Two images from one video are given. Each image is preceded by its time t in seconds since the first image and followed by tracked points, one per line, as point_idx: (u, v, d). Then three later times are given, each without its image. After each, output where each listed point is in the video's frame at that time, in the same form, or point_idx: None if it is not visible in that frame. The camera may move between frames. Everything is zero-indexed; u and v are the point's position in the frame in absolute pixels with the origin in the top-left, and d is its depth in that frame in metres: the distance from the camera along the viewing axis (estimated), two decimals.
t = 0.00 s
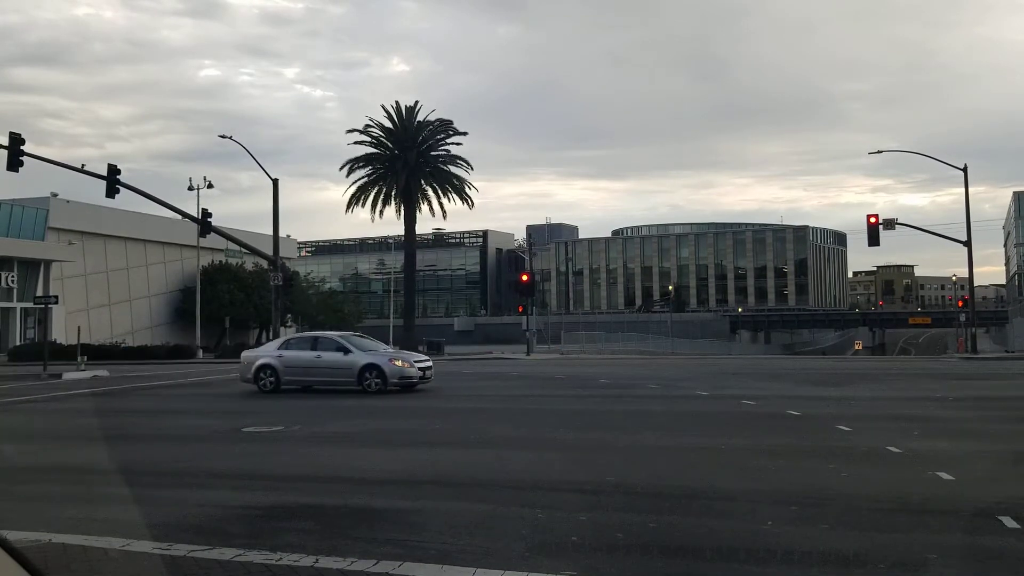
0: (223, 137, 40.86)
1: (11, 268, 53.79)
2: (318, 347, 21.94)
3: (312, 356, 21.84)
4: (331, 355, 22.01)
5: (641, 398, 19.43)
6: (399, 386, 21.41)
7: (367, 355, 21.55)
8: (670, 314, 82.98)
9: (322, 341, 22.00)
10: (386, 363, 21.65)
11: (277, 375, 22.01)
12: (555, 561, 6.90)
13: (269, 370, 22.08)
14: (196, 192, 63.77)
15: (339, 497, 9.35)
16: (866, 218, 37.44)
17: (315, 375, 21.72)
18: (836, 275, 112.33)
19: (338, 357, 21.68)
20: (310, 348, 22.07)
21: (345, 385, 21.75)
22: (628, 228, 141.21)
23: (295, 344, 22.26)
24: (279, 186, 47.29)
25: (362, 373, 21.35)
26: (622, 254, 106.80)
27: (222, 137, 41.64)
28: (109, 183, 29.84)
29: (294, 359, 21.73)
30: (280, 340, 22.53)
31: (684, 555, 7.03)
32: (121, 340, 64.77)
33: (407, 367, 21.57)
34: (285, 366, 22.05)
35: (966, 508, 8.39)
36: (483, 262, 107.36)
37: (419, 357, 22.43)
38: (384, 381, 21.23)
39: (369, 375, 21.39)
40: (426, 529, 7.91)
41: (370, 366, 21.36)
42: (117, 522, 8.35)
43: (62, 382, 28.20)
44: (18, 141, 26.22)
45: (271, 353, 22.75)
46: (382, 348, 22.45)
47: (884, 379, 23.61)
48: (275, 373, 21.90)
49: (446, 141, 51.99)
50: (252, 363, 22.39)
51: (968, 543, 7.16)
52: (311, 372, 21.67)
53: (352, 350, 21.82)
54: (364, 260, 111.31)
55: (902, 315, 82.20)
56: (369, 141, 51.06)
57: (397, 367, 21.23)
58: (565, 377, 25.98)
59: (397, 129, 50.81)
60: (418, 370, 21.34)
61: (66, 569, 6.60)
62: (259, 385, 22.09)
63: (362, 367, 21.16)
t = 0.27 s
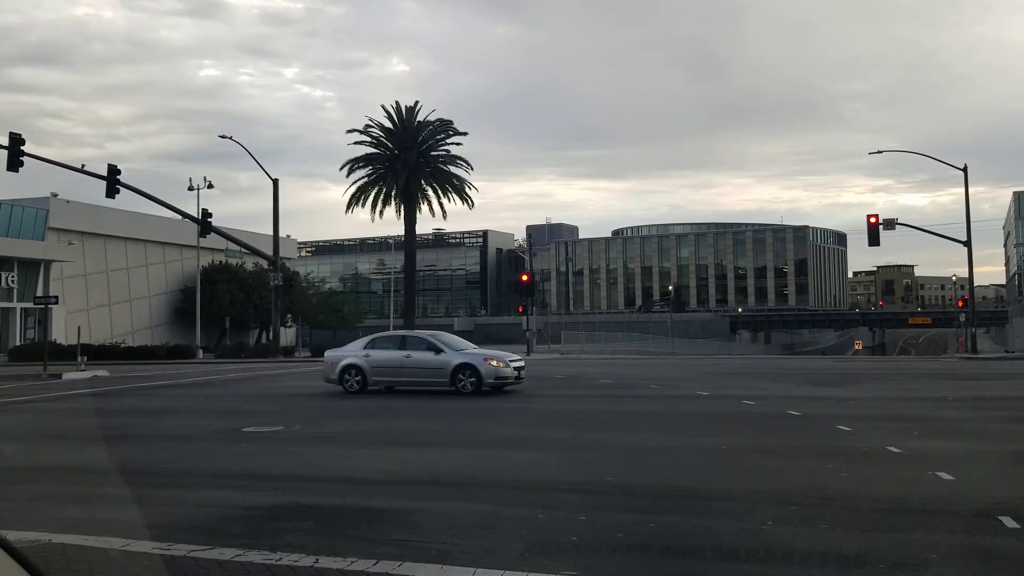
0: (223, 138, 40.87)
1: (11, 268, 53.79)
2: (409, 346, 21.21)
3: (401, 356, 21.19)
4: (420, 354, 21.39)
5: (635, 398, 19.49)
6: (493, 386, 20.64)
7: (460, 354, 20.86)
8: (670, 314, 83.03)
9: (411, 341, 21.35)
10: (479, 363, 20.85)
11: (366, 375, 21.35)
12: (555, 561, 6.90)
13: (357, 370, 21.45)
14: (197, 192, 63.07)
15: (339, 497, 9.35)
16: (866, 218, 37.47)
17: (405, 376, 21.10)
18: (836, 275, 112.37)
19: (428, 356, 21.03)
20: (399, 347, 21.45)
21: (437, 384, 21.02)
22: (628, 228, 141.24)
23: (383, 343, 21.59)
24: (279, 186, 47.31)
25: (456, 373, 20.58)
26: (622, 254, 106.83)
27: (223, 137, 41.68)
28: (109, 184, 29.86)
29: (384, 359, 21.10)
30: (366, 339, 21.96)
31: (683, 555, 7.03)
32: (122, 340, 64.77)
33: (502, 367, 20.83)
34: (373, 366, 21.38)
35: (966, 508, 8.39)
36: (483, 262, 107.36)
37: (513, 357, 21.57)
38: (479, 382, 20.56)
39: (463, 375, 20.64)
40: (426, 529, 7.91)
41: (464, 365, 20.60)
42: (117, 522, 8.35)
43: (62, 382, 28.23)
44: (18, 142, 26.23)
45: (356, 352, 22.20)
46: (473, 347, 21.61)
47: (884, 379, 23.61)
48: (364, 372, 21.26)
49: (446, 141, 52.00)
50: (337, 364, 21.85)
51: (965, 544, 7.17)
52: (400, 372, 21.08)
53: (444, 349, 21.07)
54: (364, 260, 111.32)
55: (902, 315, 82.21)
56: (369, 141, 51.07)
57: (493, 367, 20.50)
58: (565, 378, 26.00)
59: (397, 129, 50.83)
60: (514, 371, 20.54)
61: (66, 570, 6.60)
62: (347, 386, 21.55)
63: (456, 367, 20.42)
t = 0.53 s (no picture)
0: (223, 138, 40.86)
1: (11, 268, 53.78)
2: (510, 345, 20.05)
3: (503, 356, 20.00)
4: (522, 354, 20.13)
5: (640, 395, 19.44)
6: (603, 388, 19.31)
7: (567, 355, 19.55)
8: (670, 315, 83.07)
9: (514, 340, 20.15)
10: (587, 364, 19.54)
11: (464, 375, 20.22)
12: (556, 561, 6.90)
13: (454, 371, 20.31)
14: (196, 192, 64.61)
15: (339, 497, 9.35)
16: (866, 218, 37.49)
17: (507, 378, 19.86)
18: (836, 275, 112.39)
19: (532, 356, 19.77)
20: (499, 347, 20.27)
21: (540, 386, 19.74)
22: (628, 228, 141.27)
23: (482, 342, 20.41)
24: (279, 186, 47.33)
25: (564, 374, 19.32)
26: (622, 254, 106.86)
27: (223, 137, 41.76)
28: (109, 184, 29.86)
29: (484, 359, 19.89)
30: (463, 338, 20.82)
31: (683, 555, 7.03)
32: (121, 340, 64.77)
33: (613, 369, 19.41)
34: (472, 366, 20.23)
35: (966, 508, 8.38)
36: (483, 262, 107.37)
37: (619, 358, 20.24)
38: (589, 384, 19.17)
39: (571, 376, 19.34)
40: (425, 529, 7.90)
41: (572, 365, 19.33)
42: (118, 522, 8.35)
43: (62, 382, 28.26)
44: (18, 142, 26.23)
45: (452, 352, 21.05)
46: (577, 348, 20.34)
47: (884, 379, 23.60)
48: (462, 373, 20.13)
49: (446, 141, 52.04)
50: (433, 364, 20.73)
51: (966, 544, 7.17)
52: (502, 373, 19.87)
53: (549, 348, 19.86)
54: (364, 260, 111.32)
55: (902, 315, 82.20)
56: (369, 141, 51.11)
57: (603, 369, 19.11)
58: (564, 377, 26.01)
59: (397, 129, 50.87)
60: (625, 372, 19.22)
61: (66, 569, 6.60)
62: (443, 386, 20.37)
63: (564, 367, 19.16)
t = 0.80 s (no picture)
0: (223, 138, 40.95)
1: (11, 268, 53.75)
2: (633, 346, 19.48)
3: (623, 357, 19.41)
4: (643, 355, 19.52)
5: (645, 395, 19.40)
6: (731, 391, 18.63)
7: (693, 355, 18.96)
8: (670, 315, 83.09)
9: (634, 341, 19.58)
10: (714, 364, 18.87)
11: (581, 376, 19.67)
12: (555, 561, 6.89)
13: (571, 371, 19.78)
14: (197, 191, 62.75)
15: (339, 497, 9.35)
16: (866, 218, 37.54)
17: (627, 379, 19.26)
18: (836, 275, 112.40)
19: (654, 357, 19.18)
20: (617, 347, 19.70)
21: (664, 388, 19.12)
22: (628, 228, 141.27)
23: (599, 343, 19.88)
24: (279, 186, 47.36)
25: (691, 374, 18.67)
26: (622, 254, 106.86)
27: (222, 136, 41.79)
28: (109, 183, 29.86)
29: (602, 359, 19.40)
30: (577, 338, 20.29)
31: (683, 555, 7.03)
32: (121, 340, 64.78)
33: (741, 369, 18.81)
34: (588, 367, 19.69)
35: (966, 507, 8.38)
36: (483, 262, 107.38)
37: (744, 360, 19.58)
38: (718, 385, 18.57)
39: (697, 377, 18.71)
40: (425, 529, 7.91)
41: (698, 366, 18.74)
42: (118, 522, 8.36)
43: (62, 382, 28.26)
44: (18, 141, 26.22)
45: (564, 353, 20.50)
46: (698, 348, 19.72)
47: (885, 379, 23.60)
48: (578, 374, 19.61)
49: (445, 141, 52.05)
50: (545, 364, 20.13)
51: (965, 543, 7.17)
52: (622, 374, 19.28)
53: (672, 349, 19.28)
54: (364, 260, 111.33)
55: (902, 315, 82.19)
56: (369, 141, 51.11)
57: (732, 369, 18.44)
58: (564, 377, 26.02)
59: (397, 129, 50.88)
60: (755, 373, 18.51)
61: (66, 570, 6.60)
62: (559, 388, 19.78)
63: (691, 368, 18.54)
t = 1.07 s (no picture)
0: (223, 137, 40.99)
1: (11, 268, 53.77)
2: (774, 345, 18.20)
3: (762, 357, 18.13)
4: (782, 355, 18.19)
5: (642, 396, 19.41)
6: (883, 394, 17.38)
7: (842, 356, 17.65)
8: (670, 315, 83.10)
9: (774, 339, 18.28)
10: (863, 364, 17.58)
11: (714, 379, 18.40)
12: (555, 561, 6.89)
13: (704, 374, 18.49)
14: (197, 192, 62.33)
15: (339, 497, 9.35)
16: (866, 218, 37.57)
17: (768, 382, 18.01)
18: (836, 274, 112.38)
19: (798, 357, 17.92)
20: (753, 347, 18.43)
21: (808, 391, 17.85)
22: (628, 228, 141.25)
23: (733, 342, 18.58)
24: (279, 186, 47.37)
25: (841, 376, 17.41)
26: (622, 254, 106.85)
27: (221, 136, 41.83)
28: (109, 184, 29.86)
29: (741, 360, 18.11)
30: (706, 337, 18.96)
31: (683, 554, 7.03)
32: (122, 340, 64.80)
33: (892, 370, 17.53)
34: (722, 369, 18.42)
35: (966, 508, 8.38)
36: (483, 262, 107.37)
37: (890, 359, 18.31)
38: (870, 388, 17.29)
39: (846, 379, 17.45)
40: (425, 529, 7.90)
41: (848, 368, 17.47)
42: (118, 522, 8.36)
43: (62, 382, 28.26)
44: (18, 141, 26.22)
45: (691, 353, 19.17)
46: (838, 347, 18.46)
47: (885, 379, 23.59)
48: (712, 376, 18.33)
49: (445, 141, 52.05)
50: (674, 366, 18.92)
51: (966, 543, 7.17)
52: (763, 377, 18.01)
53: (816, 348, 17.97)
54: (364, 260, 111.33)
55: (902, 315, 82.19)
56: (369, 141, 51.13)
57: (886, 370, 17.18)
58: (564, 378, 26.03)
59: (397, 129, 50.89)
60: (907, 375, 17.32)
61: (66, 570, 6.60)
62: (693, 392, 18.61)
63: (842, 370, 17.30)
